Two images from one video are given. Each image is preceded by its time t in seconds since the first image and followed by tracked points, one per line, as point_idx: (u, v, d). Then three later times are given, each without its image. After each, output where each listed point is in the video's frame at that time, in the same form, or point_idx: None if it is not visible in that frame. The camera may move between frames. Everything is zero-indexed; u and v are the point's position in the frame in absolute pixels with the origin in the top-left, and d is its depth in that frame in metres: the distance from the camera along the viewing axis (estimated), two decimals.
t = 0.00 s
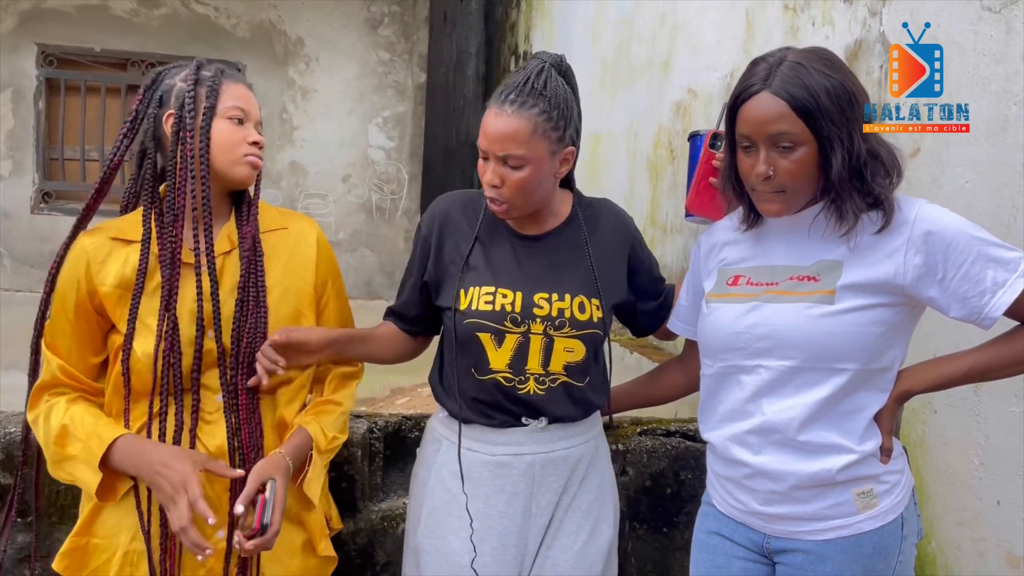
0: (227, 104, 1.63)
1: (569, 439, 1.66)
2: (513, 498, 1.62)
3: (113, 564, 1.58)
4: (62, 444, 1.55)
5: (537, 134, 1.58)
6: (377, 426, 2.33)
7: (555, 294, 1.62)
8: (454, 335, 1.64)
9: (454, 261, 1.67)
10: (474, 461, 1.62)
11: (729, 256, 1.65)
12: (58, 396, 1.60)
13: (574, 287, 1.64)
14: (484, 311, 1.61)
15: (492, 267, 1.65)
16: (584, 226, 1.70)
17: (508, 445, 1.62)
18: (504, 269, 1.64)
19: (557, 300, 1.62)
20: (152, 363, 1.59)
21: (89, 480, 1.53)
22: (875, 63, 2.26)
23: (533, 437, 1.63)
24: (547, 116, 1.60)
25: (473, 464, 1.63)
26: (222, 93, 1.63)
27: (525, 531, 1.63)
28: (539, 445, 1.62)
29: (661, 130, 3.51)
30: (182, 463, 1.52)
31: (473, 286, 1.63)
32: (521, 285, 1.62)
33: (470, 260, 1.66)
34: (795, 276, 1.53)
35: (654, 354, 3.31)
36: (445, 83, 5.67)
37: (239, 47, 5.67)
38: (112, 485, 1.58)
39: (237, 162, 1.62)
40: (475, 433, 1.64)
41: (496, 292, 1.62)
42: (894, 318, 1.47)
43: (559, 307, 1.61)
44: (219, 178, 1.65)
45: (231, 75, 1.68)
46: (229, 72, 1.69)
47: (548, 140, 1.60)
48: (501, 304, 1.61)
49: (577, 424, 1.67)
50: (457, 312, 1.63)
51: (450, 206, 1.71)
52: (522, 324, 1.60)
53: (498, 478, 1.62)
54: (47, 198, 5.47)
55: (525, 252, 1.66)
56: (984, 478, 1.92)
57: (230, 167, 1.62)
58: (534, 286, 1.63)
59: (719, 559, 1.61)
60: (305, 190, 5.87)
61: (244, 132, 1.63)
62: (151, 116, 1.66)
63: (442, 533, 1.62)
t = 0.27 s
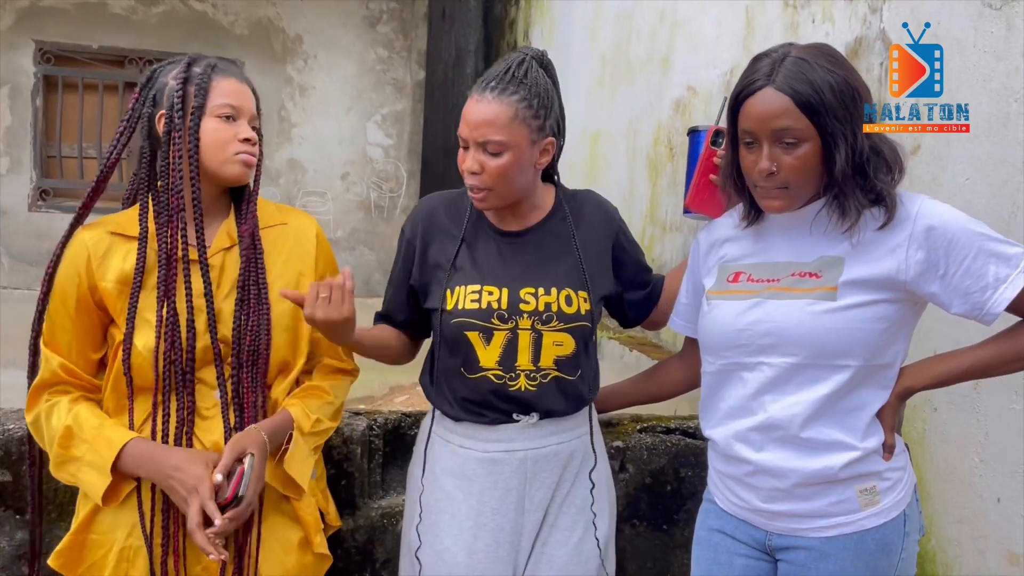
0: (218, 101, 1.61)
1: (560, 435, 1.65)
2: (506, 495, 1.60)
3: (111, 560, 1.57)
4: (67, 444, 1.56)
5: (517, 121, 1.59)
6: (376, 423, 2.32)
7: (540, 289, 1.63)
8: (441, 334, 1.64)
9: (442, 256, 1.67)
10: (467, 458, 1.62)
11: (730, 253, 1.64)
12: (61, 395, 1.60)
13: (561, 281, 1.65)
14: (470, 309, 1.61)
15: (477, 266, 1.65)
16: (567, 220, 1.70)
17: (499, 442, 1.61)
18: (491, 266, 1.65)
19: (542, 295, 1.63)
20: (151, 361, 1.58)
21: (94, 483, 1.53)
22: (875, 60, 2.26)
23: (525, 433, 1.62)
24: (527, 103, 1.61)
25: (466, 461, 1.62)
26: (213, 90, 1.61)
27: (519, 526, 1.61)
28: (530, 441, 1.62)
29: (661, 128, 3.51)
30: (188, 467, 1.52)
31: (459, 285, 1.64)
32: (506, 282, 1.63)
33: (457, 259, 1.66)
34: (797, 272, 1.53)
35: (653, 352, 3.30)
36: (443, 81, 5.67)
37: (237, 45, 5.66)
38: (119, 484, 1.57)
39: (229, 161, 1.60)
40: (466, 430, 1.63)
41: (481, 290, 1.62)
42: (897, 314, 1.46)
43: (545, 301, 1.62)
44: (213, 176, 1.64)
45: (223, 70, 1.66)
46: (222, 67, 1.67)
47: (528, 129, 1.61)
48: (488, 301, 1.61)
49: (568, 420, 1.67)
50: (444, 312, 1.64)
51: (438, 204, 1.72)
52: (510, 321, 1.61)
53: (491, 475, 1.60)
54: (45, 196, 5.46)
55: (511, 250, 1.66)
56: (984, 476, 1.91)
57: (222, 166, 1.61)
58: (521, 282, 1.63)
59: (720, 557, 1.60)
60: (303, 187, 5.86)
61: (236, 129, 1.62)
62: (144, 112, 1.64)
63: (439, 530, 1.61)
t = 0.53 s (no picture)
0: (207, 103, 1.59)
1: (551, 432, 1.65)
2: (498, 493, 1.60)
3: (108, 559, 1.57)
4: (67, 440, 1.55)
5: (492, 106, 1.60)
6: (377, 422, 2.31)
7: (528, 285, 1.64)
8: (433, 331, 1.66)
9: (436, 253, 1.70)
10: (459, 455, 1.61)
11: (729, 251, 1.65)
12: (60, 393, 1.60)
13: (548, 275, 1.65)
14: (459, 305, 1.64)
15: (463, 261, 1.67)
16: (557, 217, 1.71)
17: (490, 439, 1.61)
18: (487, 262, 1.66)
19: (529, 291, 1.64)
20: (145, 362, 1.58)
21: (94, 480, 1.54)
22: (876, 59, 2.25)
23: (516, 429, 1.62)
24: (504, 89, 1.62)
25: (459, 459, 1.61)
26: (202, 91, 1.59)
27: (511, 524, 1.61)
28: (521, 438, 1.62)
29: (660, 126, 3.51)
30: (187, 460, 1.50)
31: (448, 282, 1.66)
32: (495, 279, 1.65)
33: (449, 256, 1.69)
34: (798, 270, 1.52)
35: (652, 350, 3.30)
36: (442, 80, 5.66)
37: (236, 43, 5.65)
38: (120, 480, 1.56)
39: (218, 164, 1.59)
40: (458, 429, 1.63)
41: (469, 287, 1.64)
42: (899, 313, 1.46)
43: (533, 298, 1.63)
44: (203, 177, 1.63)
45: (215, 68, 1.63)
46: (215, 65, 1.64)
47: (506, 116, 1.61)
48: (476, 298, 1.64)
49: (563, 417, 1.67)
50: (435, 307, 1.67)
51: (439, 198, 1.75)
52: (496, 316, 1.63)
53: (483, 473, 1.60)
54: (44, 194, 5.45)
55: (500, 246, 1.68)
56: (985, 475, 1.91)
57: (211, 169, 1.59)
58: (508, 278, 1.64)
59: (720, 556, 1.60)
60: (303, 186, 5.85)
61: (224, 130, 1.60)
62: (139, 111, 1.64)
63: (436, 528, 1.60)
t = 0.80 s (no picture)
0: (199, 105, 1.58)
1: (559, 432, 1.65)
2: (505, 493, 1.60)
3: (109, 560, 1.57)
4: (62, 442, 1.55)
5: (495, 102, 1.59)
6: (377, 422, 2.31)
7: (537, 285, 1.63)
8: (439, 327, 1.64)
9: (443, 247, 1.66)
10: (466, 456, 1.61)
11: (728, 251, 1.65)
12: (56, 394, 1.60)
13: (555, 276, 1.65)
14: (468, 302, 1.60)
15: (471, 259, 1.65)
16: (562, 219, 1.70)
17: (498, 439, 1.61)
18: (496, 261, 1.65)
19: (540, 290, 1.63)
20: (141, 363, 1.58)
21: (89, 484, 1.53)
22: (877, 59, 2.25)
23: (524, 429, 1.62)
24: (504, 86, 1.61)
25: (465, 459, 1.61)
26: (194, 93, 1.59)
27: (519, 523, 1.61)
28: (529, 438, 1.62)
29: (660, 127, 3.51)
30: (185, 465, 1.51)
31: (456, 279, 1.62)
32: (506, 278, 1.63)
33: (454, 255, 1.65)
34: (801, 269, 1.53)
35: (652, 350, 3.30)
36: (442, 79, 5.66)
37: (236, 42, 5.65)
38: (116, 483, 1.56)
39: (207, 166, 1.59)
40: (465, 429, 1.63)
41: (482, 284, 1.61)
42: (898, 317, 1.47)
43: (543, 297, 1.62)
44: (198, 179, 1.63)
45: (208, 69, 1.63)
46: (209, 65, 1.63)
47: (509, 112, 1.61)
48: (487, 296, 1.60)
49: (567, 417, 1.67)
50: (441, 304, 1.63)
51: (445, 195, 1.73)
52: (508, 314, 1.60)
53: (490, 473, 1.60)
54: (43, 193, 5.44)
55: (508, 246, 1.67)
56: (985, 475, 1.91)
57: (202, 170, 1.59)
58: (517, 278, 1.63)
59: (721, 557, 1.60)
60: (302, 185, 5.85)
61: (217, 132, 1.59)
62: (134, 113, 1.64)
63: (438, 528, 1.60)
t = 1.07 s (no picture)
0: (194, 106, 1.58)
1: (560, 435, 1.65)
2: (504, 497, 1.60)
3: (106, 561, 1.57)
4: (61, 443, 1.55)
5: (504, 94, 1.62)
6: (375, 423, 2.31)
7: (545, 290, 1.62)
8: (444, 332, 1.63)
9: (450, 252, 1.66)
10: (467, 459, 1.61)
11: (727, 250, 1.65)
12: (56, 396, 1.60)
13: (562, 280, 1.65)
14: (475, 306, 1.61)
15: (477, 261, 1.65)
16: (570, 222, 1.71)
17: (499, 442, 1.61)
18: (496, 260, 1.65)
19: (547, 295, 1.62)
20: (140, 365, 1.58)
21: (88, 484, 1.54)
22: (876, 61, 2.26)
23: (524, 433, 1.62)
24: (512, 80, 1.64)
25: (466, 462, 1.61)
26: (191, 94, 1.59)
27: (518, 527, 1.61)
28: (529, 442, 1.62)
29: (660, 128, 3.51)
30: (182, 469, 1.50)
31: (466, 284, 1.63)
32: (512, 283, 1.62)
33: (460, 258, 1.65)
34: (796, 268, 1.54)
35: (650, 351, 3.30)
36: (441, 80, 5.66)
37: (235, 42, 5.65)
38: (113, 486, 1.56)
39: (201, 168, 1.58)
40: (466, 432, 1.63)
41: (488, 289, 1.61)
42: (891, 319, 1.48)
43: (551, 303, 1.62)
44: (195, 182, 1.63)
45: (206, 70, 1.62)
46: (208, 66, 1.62)
47: (518, 103, 1.63)
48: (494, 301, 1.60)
49: (567, 420, 1.66)
50: (448, 309, 1.63)
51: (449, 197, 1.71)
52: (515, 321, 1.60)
53: (490, 476, 1.60)
54: (42, 192, 5.44)
55: (515, 246, 1.66)
56: (982, 477, 1.91)
57: (197, 172, 1.59)
58: (524, 282, 1.63)
59: (715, 558, 1.60)
60: (301, 185, 5.85)
61: (210, 133, 1.58)
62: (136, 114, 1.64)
63: (436, 530, 1.60)
